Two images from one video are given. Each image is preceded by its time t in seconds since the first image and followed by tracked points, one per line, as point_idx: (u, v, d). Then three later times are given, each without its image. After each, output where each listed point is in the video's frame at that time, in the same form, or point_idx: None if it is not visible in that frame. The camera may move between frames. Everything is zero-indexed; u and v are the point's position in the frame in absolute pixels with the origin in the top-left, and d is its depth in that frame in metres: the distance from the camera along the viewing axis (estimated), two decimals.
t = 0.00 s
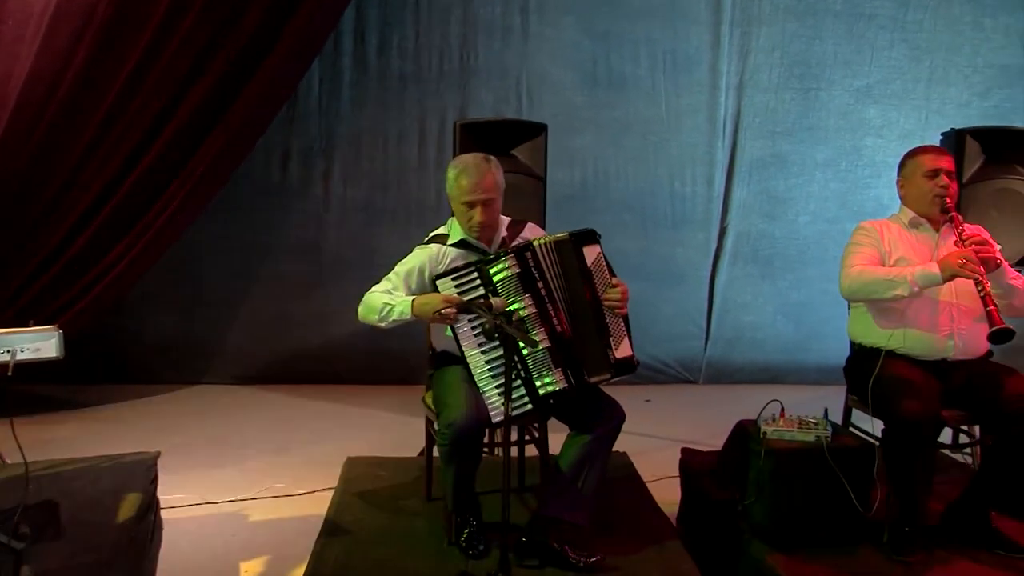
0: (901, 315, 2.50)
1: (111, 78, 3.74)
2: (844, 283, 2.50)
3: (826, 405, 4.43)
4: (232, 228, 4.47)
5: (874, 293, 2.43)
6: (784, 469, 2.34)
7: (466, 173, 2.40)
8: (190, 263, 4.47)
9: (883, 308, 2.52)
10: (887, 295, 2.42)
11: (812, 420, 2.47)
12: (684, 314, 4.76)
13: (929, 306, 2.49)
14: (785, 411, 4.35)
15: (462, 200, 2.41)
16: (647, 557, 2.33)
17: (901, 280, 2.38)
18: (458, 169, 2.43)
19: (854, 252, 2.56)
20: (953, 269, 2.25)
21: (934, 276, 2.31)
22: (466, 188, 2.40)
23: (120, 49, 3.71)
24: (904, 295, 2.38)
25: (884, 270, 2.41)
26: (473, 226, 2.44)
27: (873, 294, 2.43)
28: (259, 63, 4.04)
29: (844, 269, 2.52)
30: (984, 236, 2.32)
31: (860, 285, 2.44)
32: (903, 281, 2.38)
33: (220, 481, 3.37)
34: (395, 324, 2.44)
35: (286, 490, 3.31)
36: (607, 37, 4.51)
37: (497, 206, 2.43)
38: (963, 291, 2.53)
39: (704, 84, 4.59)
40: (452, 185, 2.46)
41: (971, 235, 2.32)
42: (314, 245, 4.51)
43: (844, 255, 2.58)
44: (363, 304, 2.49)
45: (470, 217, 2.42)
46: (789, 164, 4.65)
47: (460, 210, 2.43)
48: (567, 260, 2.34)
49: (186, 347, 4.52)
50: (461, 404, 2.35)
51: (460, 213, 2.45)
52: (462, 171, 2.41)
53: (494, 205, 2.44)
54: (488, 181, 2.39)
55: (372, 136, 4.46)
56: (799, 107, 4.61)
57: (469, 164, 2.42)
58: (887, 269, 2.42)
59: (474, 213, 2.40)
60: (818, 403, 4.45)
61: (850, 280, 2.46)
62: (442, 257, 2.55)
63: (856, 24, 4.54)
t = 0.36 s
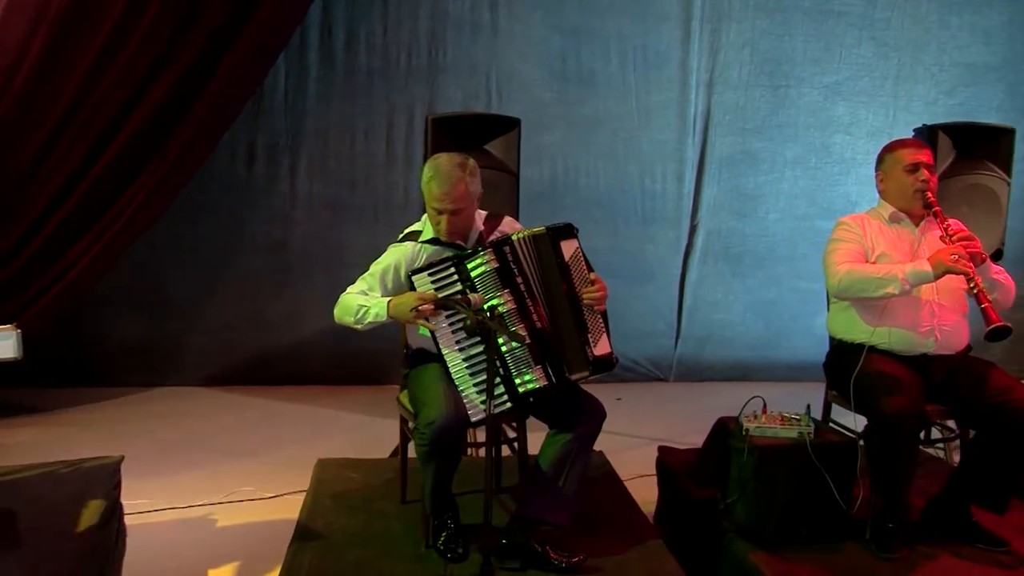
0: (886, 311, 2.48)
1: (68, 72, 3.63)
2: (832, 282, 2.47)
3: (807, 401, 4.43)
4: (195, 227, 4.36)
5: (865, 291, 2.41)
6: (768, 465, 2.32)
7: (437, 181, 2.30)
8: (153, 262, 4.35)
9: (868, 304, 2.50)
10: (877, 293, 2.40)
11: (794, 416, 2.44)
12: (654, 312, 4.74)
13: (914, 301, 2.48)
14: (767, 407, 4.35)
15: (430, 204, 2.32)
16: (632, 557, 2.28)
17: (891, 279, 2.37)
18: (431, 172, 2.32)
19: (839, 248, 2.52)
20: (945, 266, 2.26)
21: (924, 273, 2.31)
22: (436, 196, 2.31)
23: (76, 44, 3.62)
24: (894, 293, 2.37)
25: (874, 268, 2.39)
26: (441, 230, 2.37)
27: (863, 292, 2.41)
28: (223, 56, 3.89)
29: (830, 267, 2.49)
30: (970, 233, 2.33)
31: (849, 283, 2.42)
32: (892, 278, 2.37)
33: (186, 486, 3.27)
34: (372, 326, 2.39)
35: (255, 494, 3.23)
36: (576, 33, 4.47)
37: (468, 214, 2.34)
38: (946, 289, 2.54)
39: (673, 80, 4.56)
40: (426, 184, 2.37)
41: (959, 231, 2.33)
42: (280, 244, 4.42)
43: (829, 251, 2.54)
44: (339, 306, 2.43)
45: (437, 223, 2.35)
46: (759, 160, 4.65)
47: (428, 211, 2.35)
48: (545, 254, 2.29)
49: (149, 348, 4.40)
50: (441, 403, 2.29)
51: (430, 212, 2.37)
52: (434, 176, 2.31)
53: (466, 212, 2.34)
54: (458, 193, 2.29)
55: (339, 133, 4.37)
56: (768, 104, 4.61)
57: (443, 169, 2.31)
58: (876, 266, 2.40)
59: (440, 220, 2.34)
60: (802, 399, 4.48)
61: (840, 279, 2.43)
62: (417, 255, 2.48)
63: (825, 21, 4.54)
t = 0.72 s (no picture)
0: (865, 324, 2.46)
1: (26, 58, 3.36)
2: (811, 295, 2.46)
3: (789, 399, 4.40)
4: (157, 226, 4.25)
5: (844, 313, 2.40)
6: (750, 464, 2.30)
7: (413, 178, 2.25)
8: (113, 262, 4.23)
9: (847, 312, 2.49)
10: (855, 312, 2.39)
11: (775, 414, 2.42)
12: (625, 310, 4.72)
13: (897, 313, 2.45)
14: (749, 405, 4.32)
15: (406, 201, 2.27)
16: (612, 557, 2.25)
17: (868, 304, 2.35)
18: (406, 169, 2.27)
19: (821, 256, 2.51)
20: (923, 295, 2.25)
21: (902, 301, 2.29)
22: (411, 192, 2.26)
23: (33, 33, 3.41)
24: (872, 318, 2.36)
25: (853, 288, 2.37)
26: (418, 229, 2.31)
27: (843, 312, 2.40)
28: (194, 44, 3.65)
29: (810, 278, 2.47)
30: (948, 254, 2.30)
31: (829, 298, 2.40)
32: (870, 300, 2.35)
33: (151, 493, 3.17)
34: (342, 320, 2.33)
35: (222, 499, 3.15)
36: (546, 30, 4.42)
37: (445, 210, 2.29)
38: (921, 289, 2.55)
39: (643, 78, 4.54)
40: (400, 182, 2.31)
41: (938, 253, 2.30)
42: (245, 243, 4.32)
43: (809, 258, 2.53)
44: (309, 299, 2.39)
45: (414, 221, 2.29)
46: (729, 158, 4.65)
47: (404, 209, 2.30)
48: (523, 252, 2.22)
49: (109, 351, 4.28)
50: (419, 405, 2.24)
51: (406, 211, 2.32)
52: (410, 172, 2.26)
53: (443, 209, 2.30)
54: (435, 189, 2.24)
55: (305, 130, 4.27)
56: (738, 102, 4.60)
57: (418, 165, 2.26)
58: (856, 285, 2.39)
59: (418, 219, 2.28)
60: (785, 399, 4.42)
61: (819, 298, 2.42)
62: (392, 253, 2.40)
63: (794, 20, 4.55)
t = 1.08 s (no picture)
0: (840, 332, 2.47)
1: None
2: (789, 301, 2.45)
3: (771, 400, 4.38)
4: (123, 226, 4.14)
5: (819, 322, 2.41)
6: (735, 465, 2.28)
7: (396, 175, 2.18)
8: (77, 264, 4.12)
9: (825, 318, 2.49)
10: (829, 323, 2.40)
11: (760, 414, 2.40)
12: (598, 310, 4.70)
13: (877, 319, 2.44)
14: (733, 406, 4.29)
15: (388, 200, 2.21)
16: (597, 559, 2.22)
17: (843, 317, 2.35)
18: (389, 167, 2.21)
19: (802, 260, 2.48)
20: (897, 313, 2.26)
21: (876, 316, 2.30)
22: (394, 190, 2.19)
23: None
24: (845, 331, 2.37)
25: (829, 299, 2.37)
26: (399, 228, 2.25)
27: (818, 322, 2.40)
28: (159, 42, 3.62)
29: (789, 284, 2.46)
30: (926, 272, 2.30)
31: (806, 306, 2.40)
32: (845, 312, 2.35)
33: (119, 500, 3.09)
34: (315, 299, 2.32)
35: (193, 506, 3.07)
36: (519, 28, 4.37)
37: (428, 209, 2.23)
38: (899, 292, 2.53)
39: (616, 77, 4.51)
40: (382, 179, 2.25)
41: (918, 270, 2.30)
42: (214, 244, 4.23)
43: (790, 262, 2.50)
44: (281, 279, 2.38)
45: (396, 219, 2.23)
46: (701, 158, 4.65)
47: (386, 208, 2.23)
48: (506, 250, 2.18)
49: (73, 354, 4.17)
50: (400, 408, 2.18)
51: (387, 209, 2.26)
52: (393, 169, 2.20)
53: (426, 207, 2.24)
54: (419, 186, 2.18)
55: (274, 129, 4.19)
56: (710, 101, 4.60)
57: (402, 162, 2.20)
58: (833, 296, 2.39)
59: (401, 217, 2.21)
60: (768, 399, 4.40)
61: (796, 305, 2.42)
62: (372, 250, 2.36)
63: (766, 19, 4.56)
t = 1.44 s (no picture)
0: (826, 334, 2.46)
1: None
2: (775, 304, 2.44)
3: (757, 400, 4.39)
4: (89, 227, 4.04)
5: (805, 325, 2.40)
6: (723, 468, 2.27)
7: (383, 174, 2.14)
8: (41, 266, 4.01)
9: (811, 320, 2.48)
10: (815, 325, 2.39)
11: (746, 416, 2.39)
12: (574, 311, 4.67)
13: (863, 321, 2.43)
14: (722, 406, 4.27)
15: (375, 200, 2.16)
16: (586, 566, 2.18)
17: (830, 319, 2.35)
18: (376, 166, 2.17)
19: (788, 262, 2.47)
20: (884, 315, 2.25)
21: (863, 318, 2.29)
22: (381, 190, 2.15)
23: None
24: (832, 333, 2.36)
25: (817, 301, 2.36)
26: (384, 229, 2.21)
27: (805, 324, 2.39)
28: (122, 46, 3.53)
29: (775, 285, 2.45)
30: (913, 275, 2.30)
31: (792, 309, 2.39)
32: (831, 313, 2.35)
33: (88, 510, 3.01)
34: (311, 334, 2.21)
35: (167, 514, 3.00)
36: (494, 27, 4.32)
37: (414, 208, 2.20)
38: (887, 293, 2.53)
39: (592, 77, 4.49)
40: (365, 180, 2.20)
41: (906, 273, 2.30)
42: (184, 245, 4.14)
43: (775, 263, 2.49)
44: (272, 304, 2.24)
45: (382, 220, 2.18)
46: (677, 157, 4.64)
47: (372, 209, 2.18)
48: (497, 251, 2.15)
49: (38, 359, 4.07)
50: (386, 413, 2.14)
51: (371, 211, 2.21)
52: (379, 169, 2.16)
53: (412, 207, 2.20)
54: (407, 185, 2.15)
55: (246, 128, 4.11)
56: (686, 101, 4.59)
57: (387, 161, 2.16)
58: (820, 298, 2.38)
59: (387, 218, 2.17)
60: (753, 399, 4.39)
61: (783, 307, 2.40)
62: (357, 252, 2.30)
63: (740, 19, 4.56)
